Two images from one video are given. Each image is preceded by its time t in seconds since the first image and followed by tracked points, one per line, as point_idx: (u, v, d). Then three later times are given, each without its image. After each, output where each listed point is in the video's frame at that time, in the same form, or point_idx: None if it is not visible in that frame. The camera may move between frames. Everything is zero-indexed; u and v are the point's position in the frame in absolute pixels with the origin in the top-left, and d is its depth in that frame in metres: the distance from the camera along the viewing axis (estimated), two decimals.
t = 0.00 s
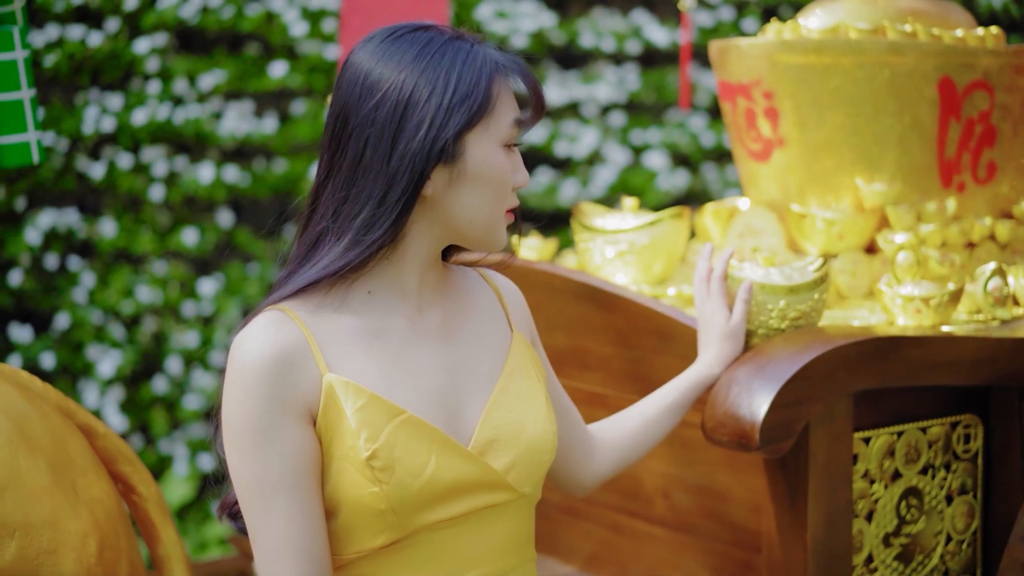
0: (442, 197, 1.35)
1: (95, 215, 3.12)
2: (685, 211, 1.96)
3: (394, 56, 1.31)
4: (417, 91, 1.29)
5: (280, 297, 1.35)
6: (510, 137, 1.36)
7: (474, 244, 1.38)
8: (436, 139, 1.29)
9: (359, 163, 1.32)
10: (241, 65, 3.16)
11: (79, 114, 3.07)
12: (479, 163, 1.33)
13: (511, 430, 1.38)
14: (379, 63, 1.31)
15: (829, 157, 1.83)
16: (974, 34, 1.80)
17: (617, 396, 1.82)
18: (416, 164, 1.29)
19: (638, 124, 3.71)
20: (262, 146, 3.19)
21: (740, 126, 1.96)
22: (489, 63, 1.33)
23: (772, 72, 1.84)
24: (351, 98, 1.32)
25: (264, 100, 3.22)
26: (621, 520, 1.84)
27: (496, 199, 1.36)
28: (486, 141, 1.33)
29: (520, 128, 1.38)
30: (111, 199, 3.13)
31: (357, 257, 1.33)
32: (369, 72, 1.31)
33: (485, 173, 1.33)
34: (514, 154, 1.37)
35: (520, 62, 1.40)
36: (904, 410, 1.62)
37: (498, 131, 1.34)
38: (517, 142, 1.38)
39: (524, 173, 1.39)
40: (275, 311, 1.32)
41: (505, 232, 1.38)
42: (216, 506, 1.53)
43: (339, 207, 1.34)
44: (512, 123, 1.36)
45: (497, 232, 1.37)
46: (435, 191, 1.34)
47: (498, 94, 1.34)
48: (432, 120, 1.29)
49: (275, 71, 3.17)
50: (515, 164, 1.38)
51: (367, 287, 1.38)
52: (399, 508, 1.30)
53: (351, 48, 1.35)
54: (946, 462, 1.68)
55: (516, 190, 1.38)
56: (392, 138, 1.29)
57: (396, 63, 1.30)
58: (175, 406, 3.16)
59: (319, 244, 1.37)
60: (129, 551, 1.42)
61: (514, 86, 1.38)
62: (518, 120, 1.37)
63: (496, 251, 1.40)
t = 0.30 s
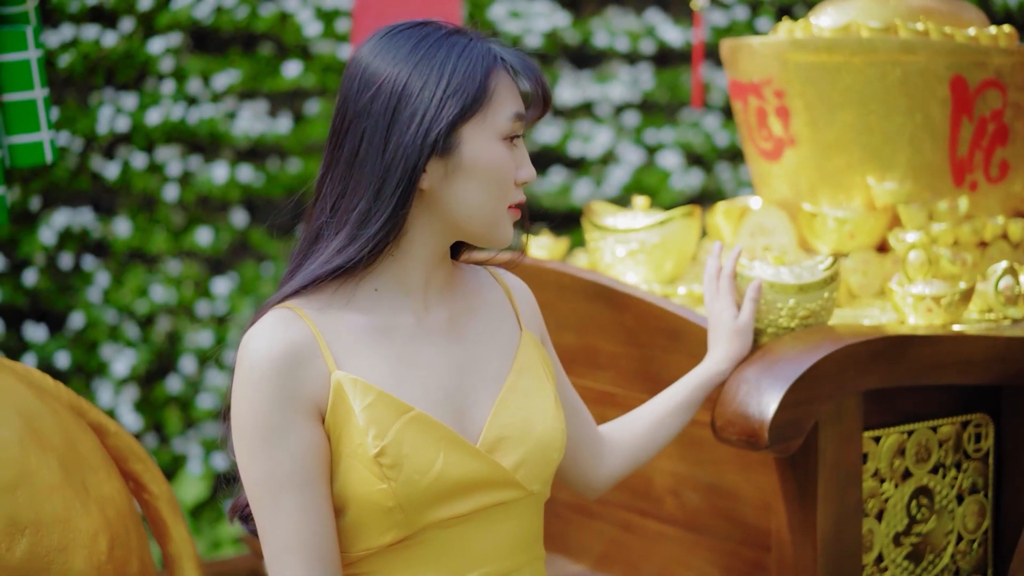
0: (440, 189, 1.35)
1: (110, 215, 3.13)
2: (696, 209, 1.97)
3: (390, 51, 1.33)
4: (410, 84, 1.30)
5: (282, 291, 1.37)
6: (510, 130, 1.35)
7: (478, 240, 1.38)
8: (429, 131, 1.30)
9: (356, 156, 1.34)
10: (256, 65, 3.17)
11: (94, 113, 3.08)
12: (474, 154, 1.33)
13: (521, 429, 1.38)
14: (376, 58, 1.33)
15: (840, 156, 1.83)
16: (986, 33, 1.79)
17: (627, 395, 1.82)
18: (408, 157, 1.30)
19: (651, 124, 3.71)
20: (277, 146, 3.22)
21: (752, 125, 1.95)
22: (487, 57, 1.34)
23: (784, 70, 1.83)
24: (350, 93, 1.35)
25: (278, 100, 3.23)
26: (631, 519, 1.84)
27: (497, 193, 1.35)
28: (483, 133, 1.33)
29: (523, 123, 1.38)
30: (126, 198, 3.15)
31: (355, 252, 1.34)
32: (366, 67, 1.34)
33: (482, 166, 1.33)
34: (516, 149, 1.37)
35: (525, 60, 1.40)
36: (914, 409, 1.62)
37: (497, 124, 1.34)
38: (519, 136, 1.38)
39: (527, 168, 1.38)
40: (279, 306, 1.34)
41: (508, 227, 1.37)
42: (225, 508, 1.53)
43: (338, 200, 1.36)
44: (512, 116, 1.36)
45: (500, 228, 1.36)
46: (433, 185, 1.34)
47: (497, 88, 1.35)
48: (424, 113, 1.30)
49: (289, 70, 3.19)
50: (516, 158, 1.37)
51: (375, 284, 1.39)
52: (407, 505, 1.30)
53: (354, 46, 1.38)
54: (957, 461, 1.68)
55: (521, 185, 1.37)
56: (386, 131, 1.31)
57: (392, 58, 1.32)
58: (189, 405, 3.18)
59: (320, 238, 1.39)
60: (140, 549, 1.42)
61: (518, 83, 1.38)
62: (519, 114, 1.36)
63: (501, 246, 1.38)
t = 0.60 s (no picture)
0: (441, 186, 1.35)
1: (123, 214, 3.15)
2: (706, 208, 1.97)
3: (390, 48, 1.34)
4: (408, 80, 1.32)
5: (286, 287, 1.39)
6: (511, 127, 1.35)
7: (482, 236, 1.38)
8: (426, 126, 1.31)
9: (357, 152, 1.35)
10: (268, 64, 3.18)
11: (106, 113, 3.10)
12: (473, 151, 1.33)
13: (527, 426, 1.39)
14: (378, 54, 1.35)
15: (850, 155, 1.83)
16: (998, 31, 1.79)
17: (636, 394, 1.82)
18: (407, 153, 1.31)
19: (663, 123, 3.70)
20: (289, 146, 3.22)
21: (761, 123, 1.95)
22: (487, 53, 1.35)
23: (793, 69, 1.83)
24: (351, 89, 1.36)
25: (290, 100, 3.25)
26: (640, 518, 1.84)
27: (498, 190, 1.35)
28: (483, 130, 1.33)
29: (526, 120, 1.38)
30: (138, 198, 3.16)
31: (356, 249, 1.35)
32: (368, 63, 1.35)
33: (482, 163, 1.33)
34: (519, 147, 1.37)
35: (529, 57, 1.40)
36: (923, 408, 1.61)
37: (497, 121, 1.34)
38: (522, 133, 1.38)
39: (531, 165, 1.38)
40: (283, 302, 1.35)
41: (512, 224, 1.37)
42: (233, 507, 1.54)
43: (339, 196, 1.37)
44: (514, 113, 1.35)
45: (502, 224, 1.36)
46: (434, 182, 1.35)
47: (498, 84, 1.35)
48: (422, 109, 1.31)
49: (301, 70, 3.19)
50: (519, 155, 1.37)
51: (380, 282, 1.40)
52: (413, 501, 1.31)
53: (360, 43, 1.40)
54: (965, 460, 1.67)
55: (525, 181, 1.37)
56: (385, 127, 1.32)
57: (392, 54, 1.34)
58: (201, 404, 3.18)
59: (323, 233, 1.40)
60: (149, 546, 1.43)
61: (522, 80, 1.38)
62: (521, 111, 1.36)
63: (505, 243, 1.38)
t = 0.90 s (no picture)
0: (442, 185, 1.36)
1: (134, 214, 3.16)
2: (713, 208, 1.97)
3: (392, 47, 1.35)
4: (409, 78, 1.33)
5: (291, 286, 1.40)
6: (512, 126, 1.35)
7: (484, 236, 1.38)
8: (427, 124, 1.32)
9: (359, 150, 1.36)
10: (278, 64, 3.19)
11: (117, 112, 3.10)
12: (472, 149, 1.33)
13: (532, 427, 1.39)
14: (381, 53, 1.36)
15: (858, 155, 1.82)
16: (1007, 31, 1.78)
17: (643, 393, 1.82)
18: (406, 151, 1.32)
19: (674, 123, 3.69)
20: (299, 146, 3.23)
21: (770, 123, 1.95)
22: (488, 52, 1.35)
23: (801, 69, 1.83)
24: (355, 88, 1.37)
25: (301, 100, 3.26)
26: (648, 518, 1.84)
27: (499, 189, 1.35)
28: (482, 129, 1.34)
29: (528, 119, 1.37)
30: (149, 198, 3.17)
31: (359, 248, 1.36)
32: (372, 62, 1.36)
33: (481, 161, 1.34)
34: (521, 147, 1.37)
35: (533, 56, 1.40)
36: (930, 408, 1.61)
37: (498, 120, 1.34)
38: (525, 133, 1.38)
39: (534, 165, 1.37)
40: (288, 301, 1.37)
41: (514, 223, 1.37)
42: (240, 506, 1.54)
43: (341, 194, 1.39)
44: (516, 112, 1.36)
45: (504, 223, 1.36)
46: (435, 181, 1.36)
47: (499, 83, 1.35)
48: (422, 108, 1.32)
49: (312, 70, 3.20)
50: (521, 154, 1.36)
51: (385, 281, 1.40)
52: (417, 500, 1.31)
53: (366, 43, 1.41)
54: (973, 460, 1.67)
55: (527, 180, 1.37)
56: (385, 126, 1.33)
57: (395, 52, 1.35)
58: (211, 403, 3.20)
59: (327, 231, 1.41)
60: (156, 544, 1.44)
61: (525, 79, 1.38)
62: (522, 111, 1.36)
63: (508, 242, 1.38)
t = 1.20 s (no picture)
0: (445, 185, 1.36)
1: (143, 214, 3.16)
2: (721, 208, 1.97)
3: (397, 46, 1.36)
4: (413, 78, 1.33)
5: (296, 285, 1.40)
6: (515, 127, 1.35)
7: (486, 238, 1.38)
8: (430, 124, 1.32)
9: (363, 149, 1.37)
10: (288, 64, 3.20)
11: (127, 113, 3.11)
12: (475, 150, 1.34)
13: (537, 428, 1.39)
14: (387, 52, 1.37)
15: (866, 156, 1.82)
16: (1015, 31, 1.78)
17: (651, 394, 1.82)
18: (409, 150, 1.33)
19: (683, 124, 3.69)
20: (309, 146, 3.24)
21: (777, 124, 1.94)
22: (493, 53, 1.35)
23: (809, 69, 1.82)
24: (361, 87, 1.38)
25: (310, 100, 3.26)
26: (655, 519, 1.84)
27: (502, 190, 1.35)
28: (485, 130, 1.34)
29: (532, 120, 1.37)
30: (159, 198, 3.17)
31: (362, 247, 1.37)
32: (377, 61, 1.37)
33: (484, 163, 1.34)
34: (524, 149, 1.37)
35: (538, 58, 1.41)
36: (938, 409, 1.61)
37: (501, 121, 1.35)
38: (529, 135, 1.38)
39: (537, 166, 1.38)
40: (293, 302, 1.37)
41: (516, 225, 1.37)
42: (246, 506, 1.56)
43: (345, 192, 1.39)
44: (521, 113, 1.36)
45: (507, 225, 1.36)
46: (437, 181, 1.36)
47: (503, 84, 1.35)
48: (425, 107, 1.33)
49: (321, 70, 3.21)
50: (524, 156, 1.37)
51: (390, 282, 1.41)
52: (422, 501, 1.32)
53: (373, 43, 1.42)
54: (981, 461, 1.67)
55: (530, 181, 1.37)
56: (389, 126, 1.34)
57: (400, 52, 1.35)
58: (220, 403, 3.21)
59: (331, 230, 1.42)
60: (164, 544, 1.45)
61: (529, 81, 1.38)
62: (526, 112, 1.36)
63: (511, 244, 1.38)
